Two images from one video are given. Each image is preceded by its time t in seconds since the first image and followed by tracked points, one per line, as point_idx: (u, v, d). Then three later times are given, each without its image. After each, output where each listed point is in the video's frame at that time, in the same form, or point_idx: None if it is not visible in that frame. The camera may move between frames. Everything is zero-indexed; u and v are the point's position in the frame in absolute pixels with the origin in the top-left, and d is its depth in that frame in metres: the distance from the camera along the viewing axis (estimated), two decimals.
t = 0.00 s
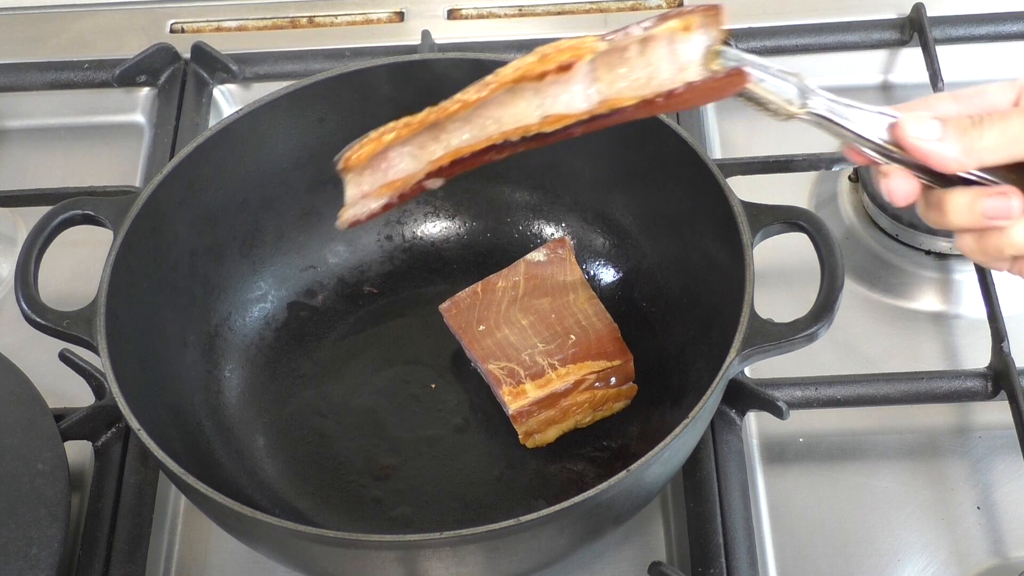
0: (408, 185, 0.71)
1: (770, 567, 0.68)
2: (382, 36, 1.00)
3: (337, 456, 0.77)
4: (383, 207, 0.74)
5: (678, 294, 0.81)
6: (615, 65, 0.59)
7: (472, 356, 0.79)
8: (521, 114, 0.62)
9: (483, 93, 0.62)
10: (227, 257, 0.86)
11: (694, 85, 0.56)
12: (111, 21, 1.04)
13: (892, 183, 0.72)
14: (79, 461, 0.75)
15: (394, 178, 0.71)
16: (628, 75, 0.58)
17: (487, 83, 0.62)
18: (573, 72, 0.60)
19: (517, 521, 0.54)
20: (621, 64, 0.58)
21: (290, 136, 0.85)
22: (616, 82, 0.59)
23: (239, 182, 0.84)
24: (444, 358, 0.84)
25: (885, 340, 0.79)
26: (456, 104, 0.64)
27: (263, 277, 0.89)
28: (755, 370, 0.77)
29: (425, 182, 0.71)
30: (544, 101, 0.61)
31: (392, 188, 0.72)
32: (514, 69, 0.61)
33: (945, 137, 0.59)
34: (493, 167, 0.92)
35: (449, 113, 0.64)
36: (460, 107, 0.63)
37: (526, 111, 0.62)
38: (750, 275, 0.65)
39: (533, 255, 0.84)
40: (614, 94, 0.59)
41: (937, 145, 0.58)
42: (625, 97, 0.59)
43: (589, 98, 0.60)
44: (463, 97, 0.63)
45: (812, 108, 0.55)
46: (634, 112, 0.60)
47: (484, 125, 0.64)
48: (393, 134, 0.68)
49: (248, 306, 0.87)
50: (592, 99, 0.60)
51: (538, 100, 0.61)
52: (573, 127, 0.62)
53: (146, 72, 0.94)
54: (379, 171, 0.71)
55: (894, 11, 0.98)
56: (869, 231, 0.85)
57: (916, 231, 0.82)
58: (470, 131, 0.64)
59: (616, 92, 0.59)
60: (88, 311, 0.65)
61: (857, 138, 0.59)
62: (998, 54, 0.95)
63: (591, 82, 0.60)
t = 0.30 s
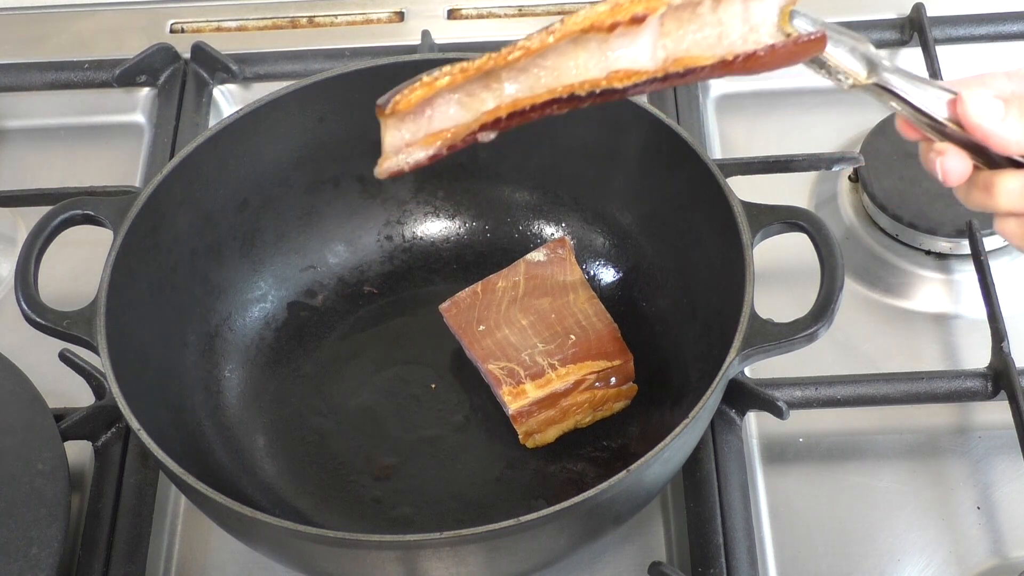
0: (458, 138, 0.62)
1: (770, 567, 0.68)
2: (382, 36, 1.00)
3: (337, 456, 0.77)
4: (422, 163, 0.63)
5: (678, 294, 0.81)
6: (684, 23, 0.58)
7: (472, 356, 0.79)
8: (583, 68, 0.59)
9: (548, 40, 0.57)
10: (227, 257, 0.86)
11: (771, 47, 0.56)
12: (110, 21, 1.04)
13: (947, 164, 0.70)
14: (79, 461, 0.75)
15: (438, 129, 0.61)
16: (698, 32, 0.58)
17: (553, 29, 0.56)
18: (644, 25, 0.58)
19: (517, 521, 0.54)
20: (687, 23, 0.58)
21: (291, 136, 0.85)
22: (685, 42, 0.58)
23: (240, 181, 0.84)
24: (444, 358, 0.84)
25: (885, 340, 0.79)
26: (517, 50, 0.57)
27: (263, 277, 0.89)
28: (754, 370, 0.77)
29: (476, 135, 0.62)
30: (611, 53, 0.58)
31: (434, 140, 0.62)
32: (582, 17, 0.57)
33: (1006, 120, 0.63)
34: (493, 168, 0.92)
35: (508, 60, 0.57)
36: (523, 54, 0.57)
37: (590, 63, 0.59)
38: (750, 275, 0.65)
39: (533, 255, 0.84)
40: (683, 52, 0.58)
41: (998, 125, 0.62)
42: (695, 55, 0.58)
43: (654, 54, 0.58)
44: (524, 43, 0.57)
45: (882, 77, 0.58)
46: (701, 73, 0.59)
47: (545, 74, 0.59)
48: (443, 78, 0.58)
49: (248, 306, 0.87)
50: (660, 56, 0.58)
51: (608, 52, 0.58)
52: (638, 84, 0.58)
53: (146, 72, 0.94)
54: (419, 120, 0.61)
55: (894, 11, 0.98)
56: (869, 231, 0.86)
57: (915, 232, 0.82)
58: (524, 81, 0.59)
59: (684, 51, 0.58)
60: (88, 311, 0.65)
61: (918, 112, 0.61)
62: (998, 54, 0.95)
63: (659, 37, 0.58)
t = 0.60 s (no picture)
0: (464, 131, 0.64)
1: (770, 567, 0.68)
2: (381, 36, 1.00)
3: (337, 456, 0.77)
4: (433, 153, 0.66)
5: (678, 294, 0.81)
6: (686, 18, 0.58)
7: (472, 356, 0.79)
8: (585, 62, 0.60)
9: (548, 37, 0.58)
10: (227, 257, 0.86)
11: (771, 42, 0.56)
12: (110, 21, 1.04)
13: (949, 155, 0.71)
14: (79, 461, 0.75)
15: (447, 120, 0.64)
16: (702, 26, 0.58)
17: (554, 27, 0.58)
18: (644, 21, 0.58)
19: (517, 521, 0.54)
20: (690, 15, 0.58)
21: (291, 136, 0.85)
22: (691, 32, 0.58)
23: (240, 181, 0.84)
24: (444, 358, 0.84)
25: (885, 340, 0.79)
26: (519, 46, 0.59)
27: (263, 277, 0.89)
28: (755, 370, 0.77)
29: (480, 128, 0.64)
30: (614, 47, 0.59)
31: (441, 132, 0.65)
32: (583, 15, 0.57)
33: (1009, 111, 0.64)
34: (493, 168, 0.92)
35: (511, 57, 0.59)
36: (524, 52, 0.59)
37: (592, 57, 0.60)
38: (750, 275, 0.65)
39: (533, 254, 0.84)
40: (683, 47, 0.58)
41: (1001, 116, 0.62)
42: (695, 50, 0.58)
43: (656, 49, 0.59)
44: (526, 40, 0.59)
45: (883, 69, 0.57)
46: (699, 70, 0.59)
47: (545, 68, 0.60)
48: (447, 76, 0.61)
49: (248, 306, 0.87)
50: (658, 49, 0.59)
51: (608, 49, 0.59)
52: (635, 80, 0.60)
53: (146, 72, 0.94)
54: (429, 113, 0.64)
55: (894, 11, 0.98)
56: (869, 231, 0.86)
57: (915, 232, 0.82)
58: (528, 76, 0.61)
59: (684, 46, 0.59)
60: (87, 311, 0.65)
61: (922, 103, 0.61)
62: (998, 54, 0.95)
63: (660, 31, 0.58)
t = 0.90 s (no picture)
0: (448, 133, 0.71)
1: (770, 567, 0.68)
2: (381, 36, 1.00)
3: (337, 456, 0.77)
4: (420, 154, 0.73)
5: (678, 294, 0.81)
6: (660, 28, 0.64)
7: (472, 356, 0.79)
8: (561, 68, 0.65)
9: (526, 45, 0.63)
10: (227, 257, 0.86)
11: (740, 47, 0.62)
12: (110, 21, 1.04)
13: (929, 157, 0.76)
14: (79, 461, 0.75)
15: (432, 124, 0.70)
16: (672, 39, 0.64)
17: (531, 36, 0.62)
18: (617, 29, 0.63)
19: (517, 521, 0.54)
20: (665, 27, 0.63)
21: (291, 136, 0.85)
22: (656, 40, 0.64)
23: (240, 181, 0.84)
24: (444, 358, 0.84)
25: (885, 340, 0.79)
26: (499, 54, 0.64)
27: (263, 277, 0.89)
28: (755, 370, 0.77)
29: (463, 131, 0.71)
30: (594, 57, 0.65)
31: (429, 136, 0.71)
32: (559, 22, 0.62)
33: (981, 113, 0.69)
34: (493, 167, 0.92)
35: (493, 63, 0.64)
36: (505, 58, 0.64)
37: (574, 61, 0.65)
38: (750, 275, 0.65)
39: (533, 254, 0.84)
40: (655, 54, 0.64)
41: (974, 117, 0.68)
42: (666, 56, 0.64)
43: (630, 55, 0.64)
44: (507, 45, 0.63)
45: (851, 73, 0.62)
46: (669, 75, 0.65)
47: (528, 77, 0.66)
48: (430, 82, 0.66)
49: (248, 306, 0.87)
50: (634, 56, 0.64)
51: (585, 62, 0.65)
52: (607, 85, 0.66)
53: (146, 72, 0.94)
54: (418, 115, 0.70)
55: (894, 11, 0.98)
56: (869, 230, 0.86)
57: (915, 232, 0.82)
58: (510, 80, 0.66)
59: (657, 53, 0.64)
60: (87, 311, 0.65)
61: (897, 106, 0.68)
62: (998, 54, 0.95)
63: (633, 39, 0.64)
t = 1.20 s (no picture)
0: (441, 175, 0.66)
1: (770, 567, 0.68)
2: (381, 36, 1.00)
3: (337, 456, 0.77)
4: (551, 82, 0.80)
5: (678, 294, 0.81)
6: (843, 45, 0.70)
7: (472, 356, 0.79)
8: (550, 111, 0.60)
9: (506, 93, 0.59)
10: (227, 257, 0.86)
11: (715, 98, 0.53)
12: (110, 21, 1.04)
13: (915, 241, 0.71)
14: (79, 461, 0.75)
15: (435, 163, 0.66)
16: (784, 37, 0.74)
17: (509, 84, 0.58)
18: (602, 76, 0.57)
19: (517, 521, 0.54)
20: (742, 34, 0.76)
21: (291, 136, 0.85)
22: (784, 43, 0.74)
23: (240, 181, 0.84)
24: (444, 358, 0.84)
25: (885, 340, 0.79)
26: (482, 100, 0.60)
27: (263, 277, 0.89)
28: (755, 370, 0.77)
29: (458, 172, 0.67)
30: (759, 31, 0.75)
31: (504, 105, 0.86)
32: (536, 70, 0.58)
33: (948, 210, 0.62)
34: (493, 168, 0.92)
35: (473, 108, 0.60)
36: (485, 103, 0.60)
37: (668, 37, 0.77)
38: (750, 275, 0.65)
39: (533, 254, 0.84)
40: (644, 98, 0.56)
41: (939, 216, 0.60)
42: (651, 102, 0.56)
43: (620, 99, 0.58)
44: None
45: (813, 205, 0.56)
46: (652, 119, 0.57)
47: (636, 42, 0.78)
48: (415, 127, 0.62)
49: (248, 306, 0.87)
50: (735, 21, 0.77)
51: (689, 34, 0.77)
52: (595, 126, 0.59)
53: (146, 72, 0.94)
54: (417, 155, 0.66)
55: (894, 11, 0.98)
56: (869, 231, 0.86)
57: (915, 232, 0.82)
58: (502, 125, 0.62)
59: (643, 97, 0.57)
60: (87, 311, 0.65)
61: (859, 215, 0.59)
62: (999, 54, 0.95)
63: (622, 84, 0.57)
